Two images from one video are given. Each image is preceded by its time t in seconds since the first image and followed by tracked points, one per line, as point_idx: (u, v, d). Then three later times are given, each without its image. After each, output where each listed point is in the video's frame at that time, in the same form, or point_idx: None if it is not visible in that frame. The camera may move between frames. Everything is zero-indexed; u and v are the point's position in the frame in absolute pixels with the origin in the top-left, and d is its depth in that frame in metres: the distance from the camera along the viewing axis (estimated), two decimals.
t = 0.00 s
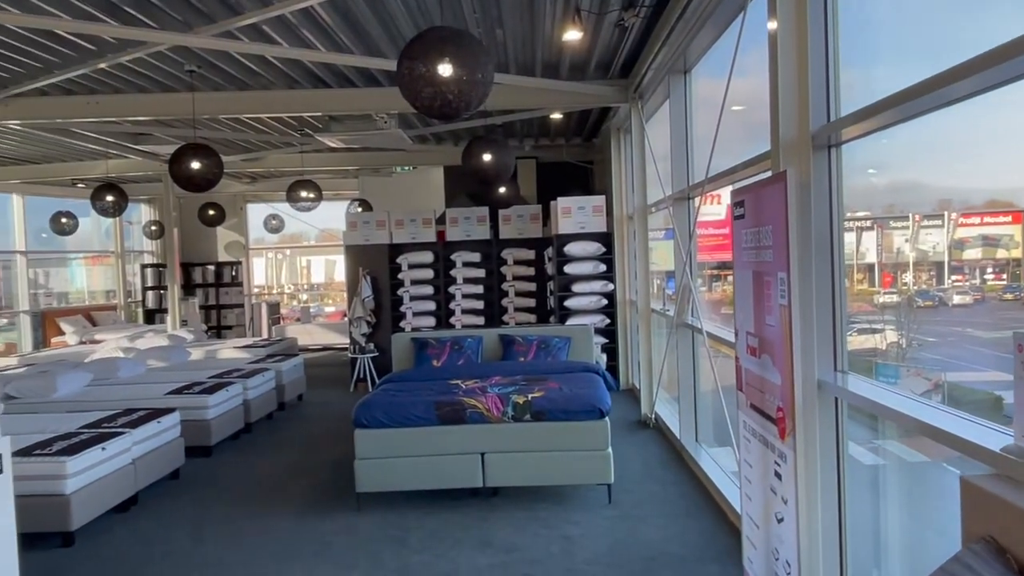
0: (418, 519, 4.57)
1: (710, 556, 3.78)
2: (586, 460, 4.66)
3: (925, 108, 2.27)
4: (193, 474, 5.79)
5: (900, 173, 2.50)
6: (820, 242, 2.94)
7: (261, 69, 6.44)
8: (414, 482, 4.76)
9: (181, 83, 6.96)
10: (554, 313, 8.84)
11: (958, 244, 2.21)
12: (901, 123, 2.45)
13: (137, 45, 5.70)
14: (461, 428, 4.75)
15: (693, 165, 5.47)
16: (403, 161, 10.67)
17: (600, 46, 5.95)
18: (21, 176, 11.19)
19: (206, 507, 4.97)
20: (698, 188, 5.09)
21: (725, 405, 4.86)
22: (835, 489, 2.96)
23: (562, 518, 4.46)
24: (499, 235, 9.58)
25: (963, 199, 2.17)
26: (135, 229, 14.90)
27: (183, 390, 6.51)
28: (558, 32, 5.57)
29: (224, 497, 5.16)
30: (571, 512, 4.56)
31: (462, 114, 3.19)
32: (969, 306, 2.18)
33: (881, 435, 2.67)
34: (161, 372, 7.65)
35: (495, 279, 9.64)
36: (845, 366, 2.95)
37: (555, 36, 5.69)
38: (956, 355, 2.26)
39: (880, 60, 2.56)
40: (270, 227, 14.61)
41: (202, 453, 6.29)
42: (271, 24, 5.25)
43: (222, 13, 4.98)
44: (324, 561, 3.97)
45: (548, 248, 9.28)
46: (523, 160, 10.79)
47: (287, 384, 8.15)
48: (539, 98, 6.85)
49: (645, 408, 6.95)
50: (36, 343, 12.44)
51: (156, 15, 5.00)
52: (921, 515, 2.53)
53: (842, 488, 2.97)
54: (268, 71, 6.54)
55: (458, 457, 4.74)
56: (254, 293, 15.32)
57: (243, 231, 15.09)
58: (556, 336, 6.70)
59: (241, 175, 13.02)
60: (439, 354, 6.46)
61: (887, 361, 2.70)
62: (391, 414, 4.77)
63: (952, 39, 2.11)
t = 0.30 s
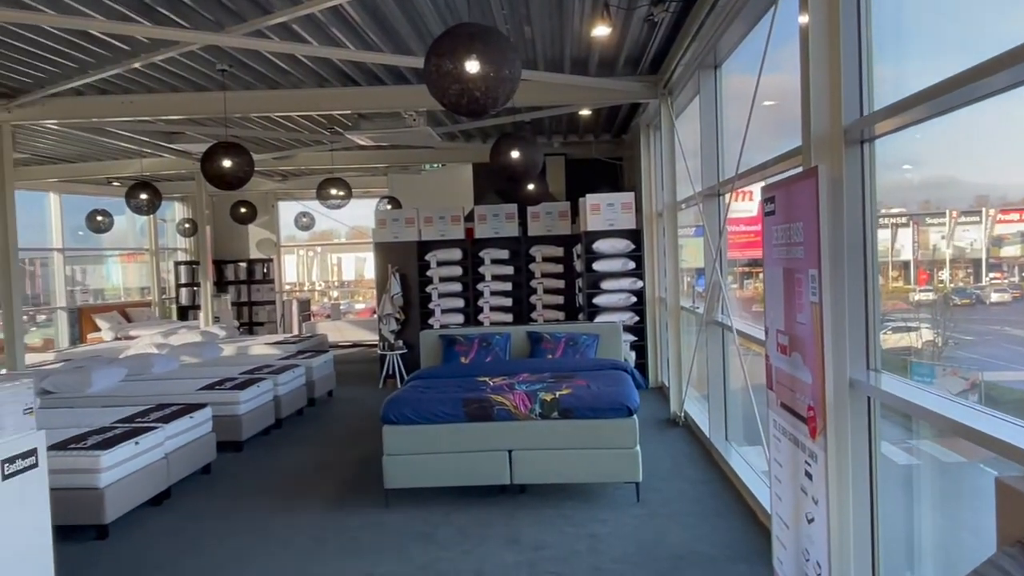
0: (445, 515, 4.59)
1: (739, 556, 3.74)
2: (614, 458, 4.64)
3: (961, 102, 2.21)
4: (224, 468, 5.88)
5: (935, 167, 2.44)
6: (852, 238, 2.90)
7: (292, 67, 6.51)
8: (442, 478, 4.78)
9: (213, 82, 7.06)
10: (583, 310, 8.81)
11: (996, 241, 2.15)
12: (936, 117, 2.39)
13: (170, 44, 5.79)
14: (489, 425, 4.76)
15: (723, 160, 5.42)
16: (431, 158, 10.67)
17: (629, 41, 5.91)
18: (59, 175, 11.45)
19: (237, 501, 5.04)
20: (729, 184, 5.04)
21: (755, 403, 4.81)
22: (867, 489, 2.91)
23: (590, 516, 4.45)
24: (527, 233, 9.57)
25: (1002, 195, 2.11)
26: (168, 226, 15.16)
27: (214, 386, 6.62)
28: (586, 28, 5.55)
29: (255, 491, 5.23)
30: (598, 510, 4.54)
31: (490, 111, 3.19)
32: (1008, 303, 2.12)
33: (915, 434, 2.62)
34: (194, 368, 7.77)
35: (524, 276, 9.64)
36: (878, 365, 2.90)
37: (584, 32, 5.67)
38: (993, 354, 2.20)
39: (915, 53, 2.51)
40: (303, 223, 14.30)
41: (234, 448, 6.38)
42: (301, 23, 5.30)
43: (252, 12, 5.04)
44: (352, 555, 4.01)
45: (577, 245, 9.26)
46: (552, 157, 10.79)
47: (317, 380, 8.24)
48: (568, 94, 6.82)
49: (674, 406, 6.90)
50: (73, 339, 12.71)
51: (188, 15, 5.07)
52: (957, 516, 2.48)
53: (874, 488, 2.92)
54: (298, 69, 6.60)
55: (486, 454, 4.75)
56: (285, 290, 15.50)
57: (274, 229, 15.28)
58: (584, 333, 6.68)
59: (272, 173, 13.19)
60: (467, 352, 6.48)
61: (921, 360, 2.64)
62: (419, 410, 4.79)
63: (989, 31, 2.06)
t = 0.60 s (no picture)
0: (474, 514, 4.60)
1: (772, 559, 3.70)
2: (641, 459, 4.62)
3: (998, 98, 2.16)
4: (255, 465, 5.95)
5: (970, 164, 2.39)
6: (889, 236, 2.84)
7: (321, 66, 6.56)
8: (469, 477, 4.78)
9: (244, 82, 7.14)
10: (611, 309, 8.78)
11: None
12: (973, 115, 2.33)
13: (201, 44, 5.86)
14: (517, 424, 4.76)
15: (754, 158, 5.36)
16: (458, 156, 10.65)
17: (658, 38, 5.88)
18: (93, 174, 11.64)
19: (267, 498, 5.11)
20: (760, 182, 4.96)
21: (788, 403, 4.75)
22: (903, 492, 2.87)
23: (618, 516, 4.43)
24: (555, 231, 9.55)
25: None
26: (199, 225, 15.37)
27: (245, 382, 6.69)
28: (616, 25, 5.53)
29: (285, 488, 5.29)
30: (628, 510, 4.52)
31: (519, 108, 3.18)
32: None
33: (952, 435, 2.56)
34: (225, 365, 7.87)
35: (551, 275, 9.61)
36: (915, 366, 2.84)
37: (613, 29, 5.64)
38: None
39: (952, 49, 2.45)
40: (330, 222, 14.20)
41: (263, 445, 6.44)
42: (330, 22, 5.34)
43: (282, 11, 5.08)
44: (379, 553, 4.03)
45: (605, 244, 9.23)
46: (579, 155, 10.77)
47: (345, 378, 8.29)
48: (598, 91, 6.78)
49: (704, 406, 6.84)
50: (107, 336, 12.94)
51: (219, 15, 5.13)
52: (995, 520, 2.42)
53: (910, 490, 2.87)
54: (327, 68, 6.65)
55: (513, 453, 4.75)
56: (314, 288, 15.63)
57: (303, 227, 15.42)
58: (613, 332, 6.65)
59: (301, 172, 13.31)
60: (495, 350, 6.49)
61: (957, 360, 2.58)
62: (447, 409, 4.80)
63: None
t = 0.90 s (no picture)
0: (503, 514, 4.60)
1: (807, 563, 3.66)
2: (672, 460, 4.60)
3: None
4: (285, 463, 6.00)
5: (1007, 162, 2.36)
6: (933, 237, 2.79)
7: (348, 64, 6.57)
8: (498, 477, 4.78)
9: (272, 80, 7.18)
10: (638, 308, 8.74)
11: None
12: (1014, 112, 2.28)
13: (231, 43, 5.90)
14: (547, 424, 4.75)
15: (788, 156, 5.30)
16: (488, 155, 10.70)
17: (689, 35, 5.84)
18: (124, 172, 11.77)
19: (298, 495, 5.16)
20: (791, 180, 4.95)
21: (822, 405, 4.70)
22: (946, 497, 2.82)
23: (649, 518, 4.42)
24: (582, 229, 9.53)
25: None
26: (227, 223, 15.52)
27: (273, 381, 6.74)
28: (646, 21, 5.50)
29: (316, 486, 5.34)
30: (658, 512, 4.50)
31: (551, 106, 3.13)
32: None
33: (995, 439, 2.52)
34: (254, 363, 7.94)
35: (578, 273, 9.59)
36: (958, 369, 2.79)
37: (644, 24, 5.59)
38: None
39: (996, 46, 2.40)
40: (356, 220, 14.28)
41: (292, 443, 6.50)
42: (360, 20, 5.34)
43: (311, 9, 5.10)
44: (409, 552, 4.05)
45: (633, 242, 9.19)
46: (607, 152, 10.80)
47: (372, 376, 8.34)
48: (630, 89, 6.72)
49: (735, 407, 6.77)
50: (136, 332, 13.11)
51: (248, 14, 5.17)
52: None
53: (952, 495, 2.82)
54: (354, 66, 6.67)
55: (542, 454, 4.74)
56: (339, 286, 15.73)
57: (330, 225, 15.52)
58: (642, 331, 6.63)
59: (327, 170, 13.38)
60: (523, 350, 6.49)
61: (989, 361, 2.55)
62: (476, 409, 4.81)
63: None
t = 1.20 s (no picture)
0: (532, 515, 4.60)
1: (844, 568, 3.63)
2: (703, 462, 4.58)
3: None
4: (314, 460, 6.05)
5: None
6: (977, 237, 2.78)
7: (377, 62, 6.60)
8: (527, 478, 4.78)
9: (301, 79, 7.23)
10: (665, 307, 8.70)
11: None
12: None
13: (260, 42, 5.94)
14: (576, 424, 4.74)
15: (822, 153, 5.28)
16: (516, 152, 10.63)
17: (720, 31, 5.82)
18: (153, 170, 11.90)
19: (329, 493, 5.19)
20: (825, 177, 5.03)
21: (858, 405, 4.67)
22: (988, 501, 2.79)
23: (680, 520, 4.40)
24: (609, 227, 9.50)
25: None
26: (253, 221, 15.66)
27: (301, 378, 6.79)
28: (678, 17, 5.48)
29: (346, 484, 5.37)
30: (689, 514, 4.48)
31: (584, 103, 3.10)
32: None
33: None
34: (281, 360, 8.01)
35: (605, 272, 9.55)
36: (1003, 370, 2.76)
37: (676, 19, 5.56)
38: None
39: None
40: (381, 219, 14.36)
41: (320, 440, 6.55)
42: (389, 18, 5.36)
43: (340, 6, 5.13)
44: (438, 551, 4.07)
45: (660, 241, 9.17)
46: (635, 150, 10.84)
47: (399, 374, 8.38)
48: (661, 86, 6.70)
49: (764, 408, 6.69)
50: (164, 329, 13.27)
51: (278, 12, 5.20)
52: None
53: (996, 497, 2.79)
54: (383, 65, 6.70)
55: (572, 454, 4.73)
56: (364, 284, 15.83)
57: (355, 223, 15.61)
58: (672, 331, 6.62)
59: (354, 168, 13.46)
60: (551, 348, 6.49)
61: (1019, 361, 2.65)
62: (505, 408, 4.81)
63: None
